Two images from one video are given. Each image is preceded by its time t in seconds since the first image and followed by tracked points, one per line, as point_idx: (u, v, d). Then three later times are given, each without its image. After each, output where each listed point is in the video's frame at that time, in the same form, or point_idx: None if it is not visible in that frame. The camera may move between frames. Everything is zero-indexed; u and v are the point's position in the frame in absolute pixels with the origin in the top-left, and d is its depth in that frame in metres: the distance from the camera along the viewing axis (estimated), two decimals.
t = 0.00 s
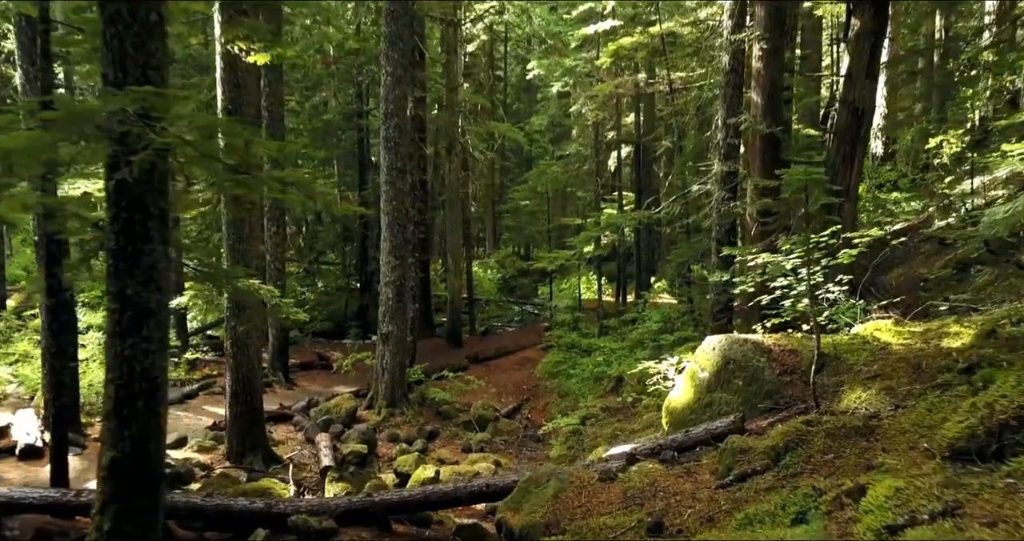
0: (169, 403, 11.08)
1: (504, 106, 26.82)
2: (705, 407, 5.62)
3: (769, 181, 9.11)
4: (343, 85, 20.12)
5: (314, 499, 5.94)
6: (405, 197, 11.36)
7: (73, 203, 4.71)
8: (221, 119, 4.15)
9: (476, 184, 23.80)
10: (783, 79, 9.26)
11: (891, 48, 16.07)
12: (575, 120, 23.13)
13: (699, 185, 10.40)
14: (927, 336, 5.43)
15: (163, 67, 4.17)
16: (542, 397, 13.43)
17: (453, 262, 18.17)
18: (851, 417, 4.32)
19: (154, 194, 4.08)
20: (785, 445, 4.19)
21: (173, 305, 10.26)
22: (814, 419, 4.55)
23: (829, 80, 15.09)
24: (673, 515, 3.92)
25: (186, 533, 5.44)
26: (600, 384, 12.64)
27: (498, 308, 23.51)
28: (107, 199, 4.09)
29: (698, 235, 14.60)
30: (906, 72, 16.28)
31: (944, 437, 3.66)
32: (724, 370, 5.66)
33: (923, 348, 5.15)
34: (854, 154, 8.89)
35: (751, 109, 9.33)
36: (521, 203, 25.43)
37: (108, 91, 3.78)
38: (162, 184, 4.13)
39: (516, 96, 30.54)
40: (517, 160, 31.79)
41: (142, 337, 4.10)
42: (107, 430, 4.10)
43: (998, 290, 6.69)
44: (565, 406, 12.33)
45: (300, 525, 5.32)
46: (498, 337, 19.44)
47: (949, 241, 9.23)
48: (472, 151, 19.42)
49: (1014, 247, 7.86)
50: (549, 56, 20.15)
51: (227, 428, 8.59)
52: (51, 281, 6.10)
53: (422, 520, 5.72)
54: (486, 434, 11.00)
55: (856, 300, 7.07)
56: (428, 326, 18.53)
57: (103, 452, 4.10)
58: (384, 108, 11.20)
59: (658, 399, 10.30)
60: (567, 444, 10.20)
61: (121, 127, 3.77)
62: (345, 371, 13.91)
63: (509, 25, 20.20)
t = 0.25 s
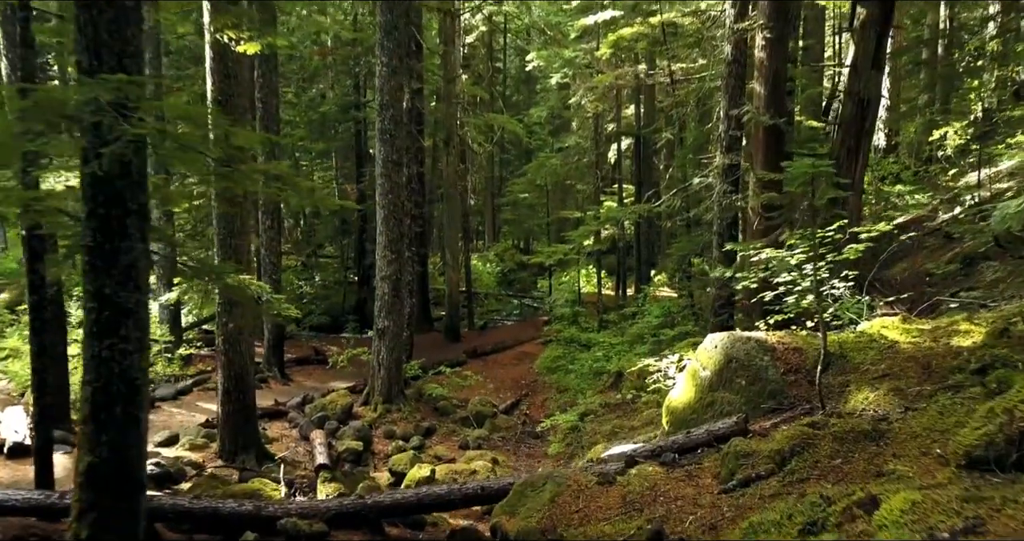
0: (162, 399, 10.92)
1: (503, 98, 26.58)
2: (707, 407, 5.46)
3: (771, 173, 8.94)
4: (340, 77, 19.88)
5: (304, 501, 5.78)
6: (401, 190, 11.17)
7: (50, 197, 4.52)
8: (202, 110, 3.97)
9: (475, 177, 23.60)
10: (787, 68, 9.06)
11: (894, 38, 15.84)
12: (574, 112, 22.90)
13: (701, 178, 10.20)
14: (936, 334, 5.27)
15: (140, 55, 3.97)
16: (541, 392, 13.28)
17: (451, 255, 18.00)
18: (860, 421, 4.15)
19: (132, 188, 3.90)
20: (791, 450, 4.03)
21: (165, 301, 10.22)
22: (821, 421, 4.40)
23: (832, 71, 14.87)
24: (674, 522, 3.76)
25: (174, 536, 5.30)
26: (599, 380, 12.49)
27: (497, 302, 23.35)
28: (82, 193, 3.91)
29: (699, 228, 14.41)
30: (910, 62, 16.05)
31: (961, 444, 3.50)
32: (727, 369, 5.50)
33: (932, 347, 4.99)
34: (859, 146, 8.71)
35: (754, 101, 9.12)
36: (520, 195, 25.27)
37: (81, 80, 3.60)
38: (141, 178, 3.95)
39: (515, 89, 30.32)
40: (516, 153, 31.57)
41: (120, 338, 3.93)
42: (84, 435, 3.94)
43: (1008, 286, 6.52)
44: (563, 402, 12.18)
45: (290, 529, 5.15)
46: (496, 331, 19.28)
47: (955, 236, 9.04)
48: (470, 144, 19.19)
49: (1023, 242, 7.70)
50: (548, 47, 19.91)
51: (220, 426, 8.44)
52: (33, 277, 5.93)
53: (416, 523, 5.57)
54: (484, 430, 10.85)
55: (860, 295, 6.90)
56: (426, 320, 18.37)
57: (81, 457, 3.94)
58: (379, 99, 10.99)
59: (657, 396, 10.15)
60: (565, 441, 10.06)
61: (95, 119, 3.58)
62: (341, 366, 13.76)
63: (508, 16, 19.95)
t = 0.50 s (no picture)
0: (154, 396, 10.77)
1: (502, 91, 26.34)
2: (709, 408, 5.31)
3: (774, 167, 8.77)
4: (336, 68, 19.64)
5: (295, 503, 5.59)
6: (398, 184, 10.98)
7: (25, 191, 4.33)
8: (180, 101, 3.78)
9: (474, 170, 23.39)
10: (791, 58, 8.87)
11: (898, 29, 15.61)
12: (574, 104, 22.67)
13: (702, 171, 10.00)
14: (946, 334, 5.10)
15: (115, 42, 3.79)
16: (539, 388, 13.13)
17: (449, 249, 17.82)
18: (869, 426, 3.99)
19: (108, 182, 3.73)
20: (797, 456, 3.87)
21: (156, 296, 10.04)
22: (827, 426, 4.24)
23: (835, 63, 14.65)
24: (675, 530, 3.60)
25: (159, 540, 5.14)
26: (599, 375, 12.33)
27: (496, 296, 23.19)
28: (56, 187, 3.74)
29: (700, 222, 14.22)
30: (914, 54, 15.83)
31: (978, 455, 3.35)
32: (729, 369, 5.34)
33: (942, 347, 4.84)
34: (864, 139, 8.52)
35: (757, 93, 8.93)
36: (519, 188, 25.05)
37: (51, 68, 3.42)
38: (117, 171, 3.78)
39: (514, 81, 30.07)
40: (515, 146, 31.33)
41: (96, 338, 3.75)
42: (60, 440, 3.78)
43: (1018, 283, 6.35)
44: (562, 398, 12.03)
45: (278, 534, 4.96)
46: (495, 325, 19.13)
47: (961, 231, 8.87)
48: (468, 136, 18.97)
49: None
50: (547, 38, 19.65)
51: (211, 424, 8.29)
52: (15, 273, 5.75)
53: (411, 527, 5.41)
54: (481, 427, 10.70)
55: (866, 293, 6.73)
56: (424, 314, 18.21)
57: (56, 463, 3.78)
58: (374, 91, 10.78)
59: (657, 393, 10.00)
60: (564, 438, 9.91)
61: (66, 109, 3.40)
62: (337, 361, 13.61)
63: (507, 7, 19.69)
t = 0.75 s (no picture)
0: (147, 393, 10.61)
1: (501, 83, 26.10)
2: (710, 409, 5.15)
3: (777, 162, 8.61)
4: (333, 61, 19.41)
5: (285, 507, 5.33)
6: (394, 178, 10.80)
7: None
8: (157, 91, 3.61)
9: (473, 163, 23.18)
10: (795, 50, 8.68)
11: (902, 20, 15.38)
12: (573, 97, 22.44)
13: (704, 165, 9.81)
14: (956, 334, 4.95)
15: (89, 31, 3.61)
16: (538, 385, 12.97)
17: (447, 243, 17.65)
18: (881, 432, 3.85)
19: (81, 176, 3.55)
20: (806, 463, 3.72)
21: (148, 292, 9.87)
22: (835, 431, 4.08)
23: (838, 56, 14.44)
24: None
25: None
26: (598, 372, 12.18)
27: (495, 291, 23.02)
28: (28, 182, 3.57)
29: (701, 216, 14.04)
30: (918, 46, 15.60)
31: (999, 468, 3.24)
32: (732, 370, 5.18)
33: (954, 349, 4.69)
34: (870, 132, 8.35)
35: (760, 86, 8.74)
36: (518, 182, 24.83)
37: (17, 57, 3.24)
38: (92, 166, 3.61)
39: (513, 73, 29.81)
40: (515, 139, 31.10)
41: (71, 340, 3.58)
42: (34, 446, 3.61)
43: None
44: (561, 395, 11.87)
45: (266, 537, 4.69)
46: (494, 320, 18.97)
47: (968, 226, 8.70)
48: (467, 129, 18.77)
49: None
50: (546, 30, 19.41)
51: (203, 422, 8.14)
52: None
53: (403, 532, 5.25)
54: (479, 425, 10.55)
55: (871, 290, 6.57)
56: (422, 309, 18.05)
57: (30, 469, 3.62)
58: (370, 83, 10.58)
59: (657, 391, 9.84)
60: (563, 437, 9.75)
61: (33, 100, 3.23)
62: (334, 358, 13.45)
63: None
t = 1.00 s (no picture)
0: (139, 392, 10.44)
1: (500, 76, 25.83)
2: (713, 413, 4.97)
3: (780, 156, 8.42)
4: (329, 54, 19.16)
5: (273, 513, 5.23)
6: (389, 172, 10.60)
7: None
8: (132, 83, 3.40)
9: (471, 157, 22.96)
10: (798, 41, 8.48)
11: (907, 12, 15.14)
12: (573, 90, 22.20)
13: (705, 159, 9.60)
14: (967, 336, 4.78)
15: (58, 19, 3.41)
16: (536, 382, 12.81)
17: (445, 239, 17.45)
18: (892, 440, 3.67)
19: (50, 173, 3.37)
20: (814, 474, 3.53)
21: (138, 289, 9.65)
22: (843, 438, 3.91)
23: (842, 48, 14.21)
24: None
25: None
26: (597, 369, 12.01)
27: (494, 286, 22.84)
28: None
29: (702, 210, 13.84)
30: (922, 38, 15.37)
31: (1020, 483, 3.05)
32: (736, 372, 5.01)
33: (966, 352, 4.51)
34: (875, 125, 8.16)
35: (763, 78, 8.53)
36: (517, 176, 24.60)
37: None
38: (63, 162, 3.42)
39: (512, 66, 29.53)
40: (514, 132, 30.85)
41: (41, 346, 3.40)
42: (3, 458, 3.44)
43: None
44: (560, 393, 11.71)
45: None
46: (493, 316, 18.81)
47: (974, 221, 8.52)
48: (465, 123, 18.54)
49: None
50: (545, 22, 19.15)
51: (193, 423, 7.97)
52: None
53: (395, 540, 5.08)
54: (476, 423, 10.39)
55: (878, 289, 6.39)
56: (420, 305, 17.87)
57: None
58: (364, 76, 10.35)
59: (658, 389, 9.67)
60: (561, 436, 9.59)
61: None
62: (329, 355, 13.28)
63: None
